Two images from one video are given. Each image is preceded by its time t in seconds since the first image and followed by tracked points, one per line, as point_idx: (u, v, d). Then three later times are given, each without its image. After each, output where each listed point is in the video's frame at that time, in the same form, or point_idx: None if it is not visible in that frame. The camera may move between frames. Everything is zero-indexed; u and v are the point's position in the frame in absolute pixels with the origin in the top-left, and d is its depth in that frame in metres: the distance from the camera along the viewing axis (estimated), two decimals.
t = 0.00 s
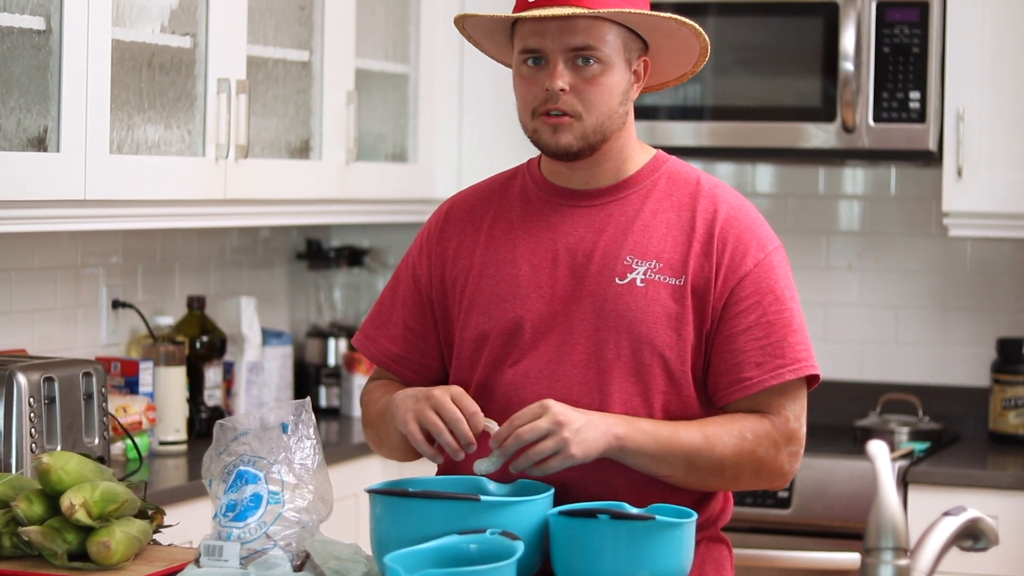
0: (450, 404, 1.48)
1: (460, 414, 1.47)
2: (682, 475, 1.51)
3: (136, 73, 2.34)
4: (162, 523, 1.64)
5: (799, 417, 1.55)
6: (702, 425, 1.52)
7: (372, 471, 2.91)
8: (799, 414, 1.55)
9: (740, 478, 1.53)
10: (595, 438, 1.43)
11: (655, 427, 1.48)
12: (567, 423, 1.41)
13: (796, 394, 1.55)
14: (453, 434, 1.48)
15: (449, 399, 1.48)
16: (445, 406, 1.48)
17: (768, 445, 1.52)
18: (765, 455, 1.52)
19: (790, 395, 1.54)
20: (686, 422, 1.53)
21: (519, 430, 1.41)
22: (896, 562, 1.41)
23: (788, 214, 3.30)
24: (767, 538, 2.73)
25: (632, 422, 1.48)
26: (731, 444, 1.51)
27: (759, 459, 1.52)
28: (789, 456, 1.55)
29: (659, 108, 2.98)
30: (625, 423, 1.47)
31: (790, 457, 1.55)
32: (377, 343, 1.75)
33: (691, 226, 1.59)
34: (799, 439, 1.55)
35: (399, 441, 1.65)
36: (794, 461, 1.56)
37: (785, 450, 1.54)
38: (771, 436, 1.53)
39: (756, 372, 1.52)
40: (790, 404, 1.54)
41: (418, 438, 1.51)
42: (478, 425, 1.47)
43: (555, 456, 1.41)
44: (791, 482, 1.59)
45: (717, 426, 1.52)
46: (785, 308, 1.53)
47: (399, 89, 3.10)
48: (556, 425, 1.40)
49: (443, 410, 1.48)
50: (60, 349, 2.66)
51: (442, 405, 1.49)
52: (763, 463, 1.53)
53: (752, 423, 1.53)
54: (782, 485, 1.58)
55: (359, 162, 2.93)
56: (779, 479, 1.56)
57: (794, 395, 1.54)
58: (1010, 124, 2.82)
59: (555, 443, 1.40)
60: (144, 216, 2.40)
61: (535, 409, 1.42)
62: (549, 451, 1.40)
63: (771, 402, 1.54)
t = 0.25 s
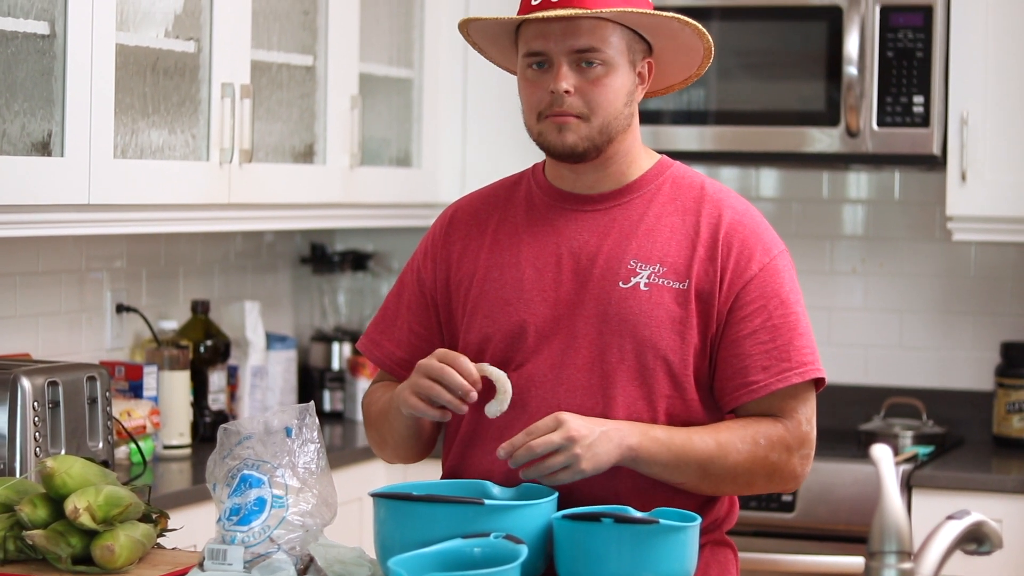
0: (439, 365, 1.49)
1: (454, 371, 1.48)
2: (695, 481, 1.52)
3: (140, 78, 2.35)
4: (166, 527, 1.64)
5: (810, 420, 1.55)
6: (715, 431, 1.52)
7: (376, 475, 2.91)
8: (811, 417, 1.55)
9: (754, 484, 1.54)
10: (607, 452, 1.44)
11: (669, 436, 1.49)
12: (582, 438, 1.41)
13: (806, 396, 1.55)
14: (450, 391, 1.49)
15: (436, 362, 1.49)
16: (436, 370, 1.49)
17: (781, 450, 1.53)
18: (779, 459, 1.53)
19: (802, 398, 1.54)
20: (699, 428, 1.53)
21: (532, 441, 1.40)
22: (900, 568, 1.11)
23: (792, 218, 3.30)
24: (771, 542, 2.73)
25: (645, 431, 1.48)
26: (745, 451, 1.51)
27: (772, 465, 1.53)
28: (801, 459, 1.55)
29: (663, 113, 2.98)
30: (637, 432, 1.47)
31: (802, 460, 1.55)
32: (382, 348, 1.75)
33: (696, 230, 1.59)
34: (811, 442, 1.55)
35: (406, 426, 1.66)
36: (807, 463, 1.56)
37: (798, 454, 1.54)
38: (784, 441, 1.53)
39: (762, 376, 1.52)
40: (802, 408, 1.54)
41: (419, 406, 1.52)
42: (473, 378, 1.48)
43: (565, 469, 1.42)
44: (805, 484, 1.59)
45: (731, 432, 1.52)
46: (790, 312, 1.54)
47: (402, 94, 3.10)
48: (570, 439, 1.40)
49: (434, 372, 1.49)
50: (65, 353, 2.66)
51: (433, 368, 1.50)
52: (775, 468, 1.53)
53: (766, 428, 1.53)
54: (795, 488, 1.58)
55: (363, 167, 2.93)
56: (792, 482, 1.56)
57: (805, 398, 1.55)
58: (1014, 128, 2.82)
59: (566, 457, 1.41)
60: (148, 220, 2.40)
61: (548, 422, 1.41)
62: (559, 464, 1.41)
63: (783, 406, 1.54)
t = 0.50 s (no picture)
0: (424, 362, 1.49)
1: (437, 367, 1.48)
2: (689, 479, 1.51)
3: (139, 83, 2.35)
4: (166, 532, 1.64)
5: (805, 423, 1.55)
6: (711, 429, 1.51)
7: (376, 480, 2.91)
8: (807, 421, 1.55)
9: (747, 485, 1.53)
10: (605, 446, 1.43)
11: (666, 431, 1.48)
12: (583, 432, 1.40)
13: (802, 400, 1.55)
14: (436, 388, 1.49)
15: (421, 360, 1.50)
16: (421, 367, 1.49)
17: (776, 451, 1.52)
18: (773, 460, 1.52)
19: (797, 401, 1.54)
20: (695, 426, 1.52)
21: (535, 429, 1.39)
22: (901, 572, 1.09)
23: (791, 223, 3.30)
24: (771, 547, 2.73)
25: (643, 426, 1.47)
26: (741, 451, 1.50)
27: (766, 465, 1.52)
28: (795, 463, 1.54)
29: (663, 117, 2.99)
30: (635, 427, 1.46)
31: (795, 463, 1.55)
32: (384, 354, 1.73)
33: (694, 234, 1.59)
34: (805, 445, 1.55)
35: (408, 430, 1.66)
36: (799, 468, 1.56)
37: (791, 457, 1.53)
38: (780, 442, 1.52)
39: (761, 377, 1.52)
40: (797, 411, 1.54)
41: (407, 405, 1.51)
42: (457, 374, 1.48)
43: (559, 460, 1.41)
44: (796, 489, 1.58)
45: (727, 431, 1.51)
46: (788, 315, 1.53)
47: (402, 98, 3.10)
48: (573, 432, 1.39)
49: (419, 370, 1.49)
50: (65, 358, 2.66)
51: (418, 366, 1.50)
52: (770, 469, 1.52)
53: (762, 429, 1.52)
54: (787, 492, 1.57)
55: (363, 172, 2.93)
56: (784, 485, 1.56)
57: (799, 402, 1.55)
58: (1014, 132, 2.83)
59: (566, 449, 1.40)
60: (148, 225, 2.40)
61: (552, 411, 1.40)
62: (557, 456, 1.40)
63: (779, 408, 1.54)
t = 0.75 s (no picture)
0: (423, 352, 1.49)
1: (435, 356, 1.47)
2: (664, 474, 1.50)
3: (138, 87, 2.35)
4: (165, 537, 1.64)
5: (785, 429, 1.54)
6: (689, 426, 1.50)
7: (375, 485, 2.91)
8: (787, 426, 1.54)
9: (723, 486, 1.52)
10: (580, 433, 1.42)
11: (642, 424, 1.47)
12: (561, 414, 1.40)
13: (785, 406, 1.55)
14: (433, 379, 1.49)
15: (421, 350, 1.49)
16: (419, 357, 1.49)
17: (753, 453, 1.51)
18: (750, 462, 1.51)
19: (778, 406, 1.54)
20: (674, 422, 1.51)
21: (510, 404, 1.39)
22: None
23: (790, 227, 3.30)
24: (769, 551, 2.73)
25: (619, 416, 1.46)
26: (718, 448, 1.49)
27: (744, 466, 1.51)
28: (772, 468, 1.54)
29: (662, 121, 2.99)
30: (612, 416, 1.45)
31: (773, 468, 1.54)
32: (385, 357, 1.73)
33: (690, 238, 1.59)
34: (784, 451, 1.54)
35: (407, 423, 1.64)
36: (777, 472, 1.55)
37: (769, 461, 1.52)
38: (758, 445, 1.51)
39: (746, 383, 1.52)
40: (777, 415, 1.54)
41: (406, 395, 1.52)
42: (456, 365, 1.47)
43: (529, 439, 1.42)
44: (773, 494, 1.57)
45: (705, 429, 1.50)
46: (780, 320, 1.53)
47: (401, 103, 3.10)
48: (548, 412, 1.39)
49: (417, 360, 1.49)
50: (63, 362, 2.66)
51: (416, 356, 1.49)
52: (747, 471, 1.51)
53: (740, 429, 1.51)
54: (763, 498, 1.56)
55: (362, 176, 2.93)
56: (760, 489, 1.54)
57: (782, 406, 1.54)
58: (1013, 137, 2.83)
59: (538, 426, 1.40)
60: (147, 230, 2.40)
61: (530, 389, 1.40)
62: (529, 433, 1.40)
63: (759, 410, 1.54)
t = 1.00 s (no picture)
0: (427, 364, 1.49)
1: (440, 371, 1.48)
2: (659, 486, 1.50)
3: (138, 93, 2.35)
4: (165, 543, 1.65)
5: (782, 437, 1.54)
6: (685, 437, 1.50)
7: (375, 491, 2.91)
8: (783, 434, 1.54)
9: (719, 495, 1.52)
10: (570, 449, 1.43)
11: (638, 437, 1.48)
12: (554, 428, 1.41)
13: (782, 414, 1.54)
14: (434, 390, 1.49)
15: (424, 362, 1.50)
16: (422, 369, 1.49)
17: (750, 462, 1.51)
18: (746, 472, 1.50)
19: (775, 414, 1.54)
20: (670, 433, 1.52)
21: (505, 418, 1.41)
22: None
23: (790, 234, 3.31)
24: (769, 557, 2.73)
25: (613, 432, 1.46)
26: (713, 459, 1.49)
27: (740, 476, 1.50)
28: (769, 476, 1.53)
29: (662, 128, 2.99)
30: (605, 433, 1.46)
31: (769, 477, 1.53)
32: (385, 362, 1.73)
33: (689, 245, 1.59)
34: (780, 459, 1.53)
35: (408, 428, 1.65)
36: (774, 481, 1.55)
37: (765, 470, 1.52)
38: (754, 454, 1.51)
39: (743, 390, 1.52)
40: (774, 423, 1.53)
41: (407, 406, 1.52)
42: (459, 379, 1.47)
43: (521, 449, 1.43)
44: (770, 502, 1.56)
45: (701, 440, 1.50)
46: (777, 327, 1.53)
47: (401, 109, 3.11)
48: (540, 429, 1.40)
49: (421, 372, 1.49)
50: (64, 368, 2.67)
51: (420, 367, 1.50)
52: (743, 480, 1.51)
53: (736, 440, 1.51)
54: (760, 507, 1.55)
55: (362, 182, 2.94)
56: (757, 498, 1.54)
57: (779, 414, 1.54)
58: (1012, 143, 2.83)
59: (530, 441, 1.41)
60: (147, 236, 2.40)
61: (527, 405, 1.40)
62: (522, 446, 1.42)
63: (755, 419, 1.53)
